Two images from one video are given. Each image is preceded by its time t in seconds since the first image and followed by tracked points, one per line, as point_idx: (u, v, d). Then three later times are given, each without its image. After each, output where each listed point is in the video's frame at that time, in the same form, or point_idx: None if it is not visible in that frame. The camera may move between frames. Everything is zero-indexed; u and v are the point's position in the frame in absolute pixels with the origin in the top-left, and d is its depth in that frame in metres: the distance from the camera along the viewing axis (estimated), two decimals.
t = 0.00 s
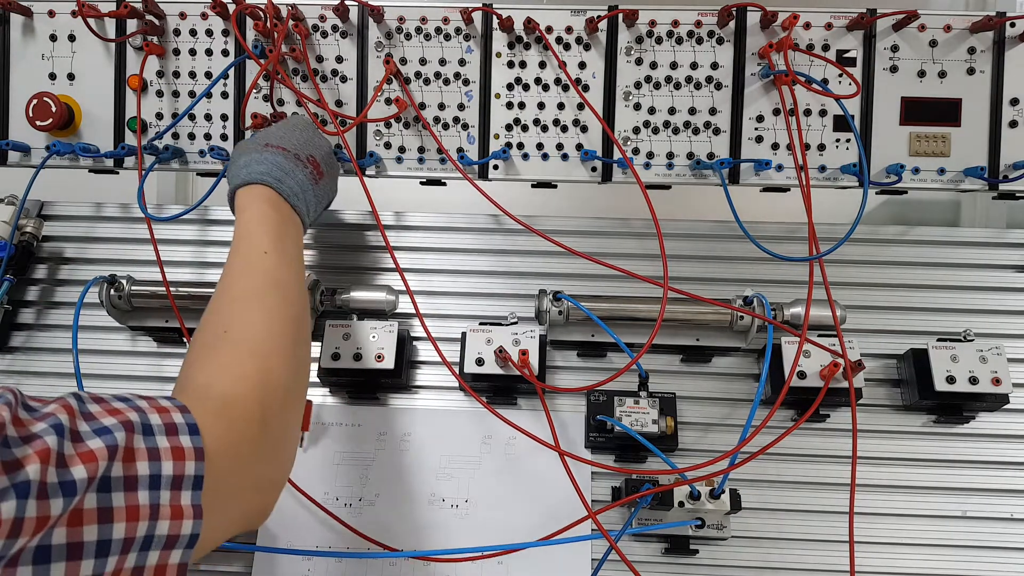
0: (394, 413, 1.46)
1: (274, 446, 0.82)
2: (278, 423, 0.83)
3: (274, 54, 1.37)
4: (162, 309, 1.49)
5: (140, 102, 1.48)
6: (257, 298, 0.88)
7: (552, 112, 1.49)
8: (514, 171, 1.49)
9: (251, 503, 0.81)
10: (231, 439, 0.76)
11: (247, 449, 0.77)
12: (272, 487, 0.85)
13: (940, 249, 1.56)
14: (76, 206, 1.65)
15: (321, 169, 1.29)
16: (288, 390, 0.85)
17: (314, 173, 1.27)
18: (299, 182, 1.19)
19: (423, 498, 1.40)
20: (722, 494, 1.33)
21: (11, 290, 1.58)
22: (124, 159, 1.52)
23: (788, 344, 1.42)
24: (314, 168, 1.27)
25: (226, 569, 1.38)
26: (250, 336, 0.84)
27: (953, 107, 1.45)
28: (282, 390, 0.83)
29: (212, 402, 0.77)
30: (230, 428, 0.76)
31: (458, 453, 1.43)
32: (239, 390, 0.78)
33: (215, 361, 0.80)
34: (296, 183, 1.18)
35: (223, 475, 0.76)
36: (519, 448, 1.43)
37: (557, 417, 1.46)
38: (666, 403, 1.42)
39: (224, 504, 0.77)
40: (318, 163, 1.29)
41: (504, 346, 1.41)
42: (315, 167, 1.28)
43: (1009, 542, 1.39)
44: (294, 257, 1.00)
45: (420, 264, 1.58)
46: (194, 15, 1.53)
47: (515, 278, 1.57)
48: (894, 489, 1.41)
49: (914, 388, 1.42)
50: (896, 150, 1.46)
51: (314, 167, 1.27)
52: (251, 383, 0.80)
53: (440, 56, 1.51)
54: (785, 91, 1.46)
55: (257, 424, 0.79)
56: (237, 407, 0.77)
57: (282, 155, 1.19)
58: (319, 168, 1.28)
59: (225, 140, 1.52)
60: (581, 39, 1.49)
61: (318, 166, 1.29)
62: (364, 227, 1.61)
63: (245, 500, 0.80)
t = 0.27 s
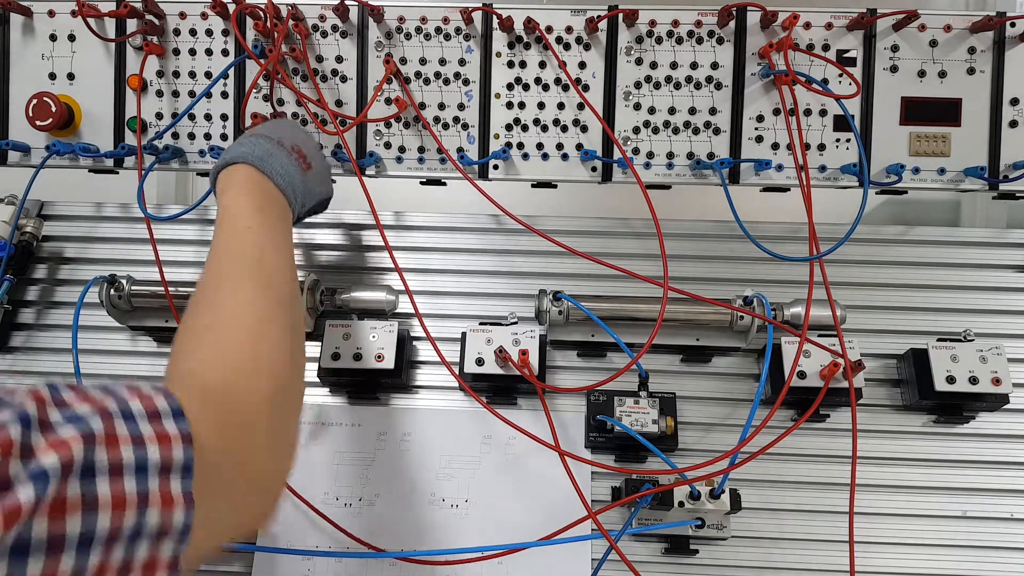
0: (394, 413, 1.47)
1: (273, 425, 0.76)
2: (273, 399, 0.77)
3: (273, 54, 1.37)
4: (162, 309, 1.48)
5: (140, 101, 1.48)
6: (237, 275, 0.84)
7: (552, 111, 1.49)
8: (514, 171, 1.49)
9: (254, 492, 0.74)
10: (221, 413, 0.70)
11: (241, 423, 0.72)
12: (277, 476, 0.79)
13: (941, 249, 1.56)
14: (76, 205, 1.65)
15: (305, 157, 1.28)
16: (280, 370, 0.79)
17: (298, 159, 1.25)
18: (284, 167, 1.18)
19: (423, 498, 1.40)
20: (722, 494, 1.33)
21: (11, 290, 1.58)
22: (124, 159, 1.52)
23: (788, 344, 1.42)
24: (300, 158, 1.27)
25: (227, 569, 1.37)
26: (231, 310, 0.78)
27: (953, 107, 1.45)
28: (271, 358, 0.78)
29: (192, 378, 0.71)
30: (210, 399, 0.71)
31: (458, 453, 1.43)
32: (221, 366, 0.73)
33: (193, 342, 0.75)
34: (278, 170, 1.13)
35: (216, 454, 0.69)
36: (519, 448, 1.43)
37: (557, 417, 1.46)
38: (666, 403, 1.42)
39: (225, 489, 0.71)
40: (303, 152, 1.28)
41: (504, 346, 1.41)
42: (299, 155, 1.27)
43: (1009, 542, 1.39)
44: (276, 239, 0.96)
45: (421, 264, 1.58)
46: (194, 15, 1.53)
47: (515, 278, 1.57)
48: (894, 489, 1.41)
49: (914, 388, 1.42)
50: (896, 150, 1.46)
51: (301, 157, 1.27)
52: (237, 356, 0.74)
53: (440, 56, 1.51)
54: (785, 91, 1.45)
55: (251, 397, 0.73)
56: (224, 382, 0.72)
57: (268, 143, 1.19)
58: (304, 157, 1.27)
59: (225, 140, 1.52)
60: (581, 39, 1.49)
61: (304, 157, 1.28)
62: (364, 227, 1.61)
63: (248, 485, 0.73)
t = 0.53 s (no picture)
0: (394, 413, 1.46)
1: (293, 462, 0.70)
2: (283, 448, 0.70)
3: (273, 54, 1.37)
4: (162, 309, 1.48)
5: (140, 101, 1.48)
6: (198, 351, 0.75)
7: (552, 111, 1.49)
8: (514, 171, 1.49)
9: (310, 533, 0.68)
10: (234, 498, 0.65)
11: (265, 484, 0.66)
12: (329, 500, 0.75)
13: (941, 249, 1.56)
14: (76, 205, 1.65)
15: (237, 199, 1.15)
16: (274, 408, 0.73)
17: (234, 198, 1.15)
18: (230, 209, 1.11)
19: (423, 498, 1.40)
20: (722, 494, 1.33)
21: (12, 290, 1.58)
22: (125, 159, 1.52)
23: (788, 343, 1.42)
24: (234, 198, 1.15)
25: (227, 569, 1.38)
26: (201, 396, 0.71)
27: (953, 107, 1.45)
28: (262, 414, 0.71)
29: (196, 496, 0.65)
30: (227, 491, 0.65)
31: (458, 453, 1.43)
32: (215, 456, 0.67)
33: (184, 460, 0.69)
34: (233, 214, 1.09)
35: (246, 535, 0.63)
36: (519, 448, 1.43)
37: (557, 417, 1.46)
38: (666, 403, 1.42)
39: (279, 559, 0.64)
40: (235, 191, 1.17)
41: (504, 346, 1.41)
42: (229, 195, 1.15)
43: (1010, 542, 1.39)
44: (233, 286, 0.85)
45: (421, 264, 1.58)
46: (194, 15, 1.53)
47: (515, 278, 1.57)
48: (894, 489, 1.41)
49: (914, 388, 1.42)
50: (896, 150, 1.46)
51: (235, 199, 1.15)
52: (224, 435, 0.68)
53: (440, 56, 1.51)
54: (785, 91, 1.45)
55: (259, 460, 0.67)
56: (225, 473, 0.66)
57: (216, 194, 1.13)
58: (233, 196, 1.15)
59: (225, 140, 1.52)
60: (581, 39, 1.49)
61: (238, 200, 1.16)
62: (364, 227, 1.61)
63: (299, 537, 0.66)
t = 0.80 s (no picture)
0: (394, 414, 1.46)
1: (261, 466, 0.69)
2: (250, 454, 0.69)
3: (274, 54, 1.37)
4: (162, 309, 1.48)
5: (140, 101, 1.48)
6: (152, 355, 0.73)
7: (552, 111, 1.49)
8: (514, 171, 1.49)
9: (281, 538, 0.67)
10: (192, 508, 0.63)
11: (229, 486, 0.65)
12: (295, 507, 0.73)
13: (941, 249, 1.56)
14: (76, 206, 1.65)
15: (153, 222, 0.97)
16: (232, 417, 0.71)
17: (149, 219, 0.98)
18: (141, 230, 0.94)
19: (423, 498, 1.40)
20: (722, 494, 1.33)
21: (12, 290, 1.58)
22: (124, 159, 1.52)
23: (788, 343, 1.42)
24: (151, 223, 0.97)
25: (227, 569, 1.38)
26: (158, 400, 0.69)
27: (953, 107, 1.45)
28: (225, 420, 0.69)
29: (151, 500, 0.64)
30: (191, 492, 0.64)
31: (458, 453, 1.43)
32: (174, 459, 0.65)
33: (138, 463, 0.67)
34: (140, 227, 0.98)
35: (208, 537, 0.62)
36: (519, 448, 1.43)
37: (557, 417, 1.46)
38: (666, 403, 1.42)
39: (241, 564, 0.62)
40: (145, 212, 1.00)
41: (504, 346, 1.41)
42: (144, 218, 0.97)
43: (1009, 542, 1.39)
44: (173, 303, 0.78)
45: (421, 264, 1.58)
46: (194, 15, 1.53)
47: (515, 278, 1.57)
48: (894, 489, 1.41)
49: (914, 388, 1.42)
50: (896, 150, 1.46)
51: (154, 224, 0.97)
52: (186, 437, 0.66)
53: (440, 56, 1.51)
54: (785, 91, 1.45)
55: (222, 468, 0.66)
56: (186, 483, 0.64)
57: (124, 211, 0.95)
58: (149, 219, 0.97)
59: (225, 140, 1.52)
60: (581, 39, 1.49)
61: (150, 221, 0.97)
62: (364, 227, 1.61)
63: (265, 541, 0.65)
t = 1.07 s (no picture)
0: (394, 414, 1.46)
1: (275, 460, 0.65)
2: (262, 441, 0.65)
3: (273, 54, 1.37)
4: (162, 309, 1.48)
5: (140, 102, 1.48)
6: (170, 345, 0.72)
7: (552, 111, 1.49)
8: (514, 171, 1.49)
9: (294, 534, 0.62)
10: (206, 495, 0.60)
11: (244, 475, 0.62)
12: (319, 502, 0.69)
13: (941, 249, 1.56)
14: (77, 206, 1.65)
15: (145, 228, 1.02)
16: (253, 407, 0.68)
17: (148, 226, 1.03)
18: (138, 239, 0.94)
19: (423, 498, 1.40)
20: (722, 494, 1.33)
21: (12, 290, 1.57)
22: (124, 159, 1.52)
23: (788, 343, 1.42)
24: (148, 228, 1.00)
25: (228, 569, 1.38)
26: (174, 386, 0.68)
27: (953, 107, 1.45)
28: (244, 407, 0.67)
29: (166, 489, 0.61)
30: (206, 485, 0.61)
31: (458, 453, 1.43)
32: (190, 446, 0.63)
33: (159, 455, 0.65)
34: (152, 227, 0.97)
35: (221, 530, 0.58)
36: (519, 448, 1.43)
37: (557, 417, 1.46)
38: (666, 403, 1.42)
39: (255, 563, 0.58)
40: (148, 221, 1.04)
41: (504, 346, 1.41)
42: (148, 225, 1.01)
43: (1009, 542, 1.39)
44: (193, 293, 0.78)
45: (421, 264, 1.58)
46: (194, 15, 1.53)
47: (515, 278, 1.57)
48: (894, 489, 1.41)
49: (914, 388, 1.42)
50: (896, 150, 1.46)
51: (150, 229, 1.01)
52: (200, 422, 0.64)
53: (440, 56, 1.51)
54: (785, 91, 1.45)
55: (240, 456, 0.63)
56: (202, 470, 0.61)
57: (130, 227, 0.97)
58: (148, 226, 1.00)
59: (225, 140, 1.52)
60: (581, 39, 1.49)
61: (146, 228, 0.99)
62: (364, 227, 1.61)
63: (280, 539, 0.61)
